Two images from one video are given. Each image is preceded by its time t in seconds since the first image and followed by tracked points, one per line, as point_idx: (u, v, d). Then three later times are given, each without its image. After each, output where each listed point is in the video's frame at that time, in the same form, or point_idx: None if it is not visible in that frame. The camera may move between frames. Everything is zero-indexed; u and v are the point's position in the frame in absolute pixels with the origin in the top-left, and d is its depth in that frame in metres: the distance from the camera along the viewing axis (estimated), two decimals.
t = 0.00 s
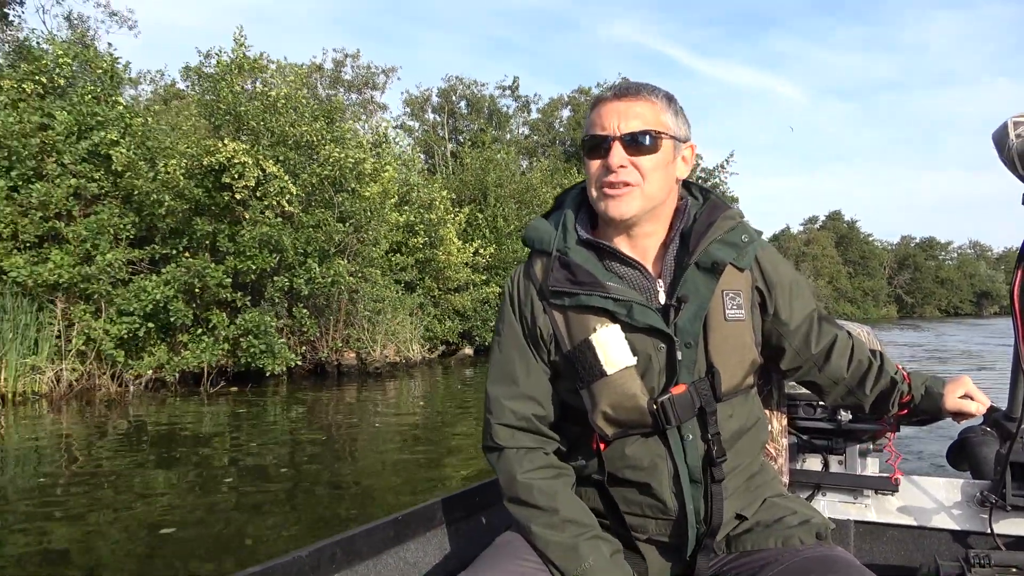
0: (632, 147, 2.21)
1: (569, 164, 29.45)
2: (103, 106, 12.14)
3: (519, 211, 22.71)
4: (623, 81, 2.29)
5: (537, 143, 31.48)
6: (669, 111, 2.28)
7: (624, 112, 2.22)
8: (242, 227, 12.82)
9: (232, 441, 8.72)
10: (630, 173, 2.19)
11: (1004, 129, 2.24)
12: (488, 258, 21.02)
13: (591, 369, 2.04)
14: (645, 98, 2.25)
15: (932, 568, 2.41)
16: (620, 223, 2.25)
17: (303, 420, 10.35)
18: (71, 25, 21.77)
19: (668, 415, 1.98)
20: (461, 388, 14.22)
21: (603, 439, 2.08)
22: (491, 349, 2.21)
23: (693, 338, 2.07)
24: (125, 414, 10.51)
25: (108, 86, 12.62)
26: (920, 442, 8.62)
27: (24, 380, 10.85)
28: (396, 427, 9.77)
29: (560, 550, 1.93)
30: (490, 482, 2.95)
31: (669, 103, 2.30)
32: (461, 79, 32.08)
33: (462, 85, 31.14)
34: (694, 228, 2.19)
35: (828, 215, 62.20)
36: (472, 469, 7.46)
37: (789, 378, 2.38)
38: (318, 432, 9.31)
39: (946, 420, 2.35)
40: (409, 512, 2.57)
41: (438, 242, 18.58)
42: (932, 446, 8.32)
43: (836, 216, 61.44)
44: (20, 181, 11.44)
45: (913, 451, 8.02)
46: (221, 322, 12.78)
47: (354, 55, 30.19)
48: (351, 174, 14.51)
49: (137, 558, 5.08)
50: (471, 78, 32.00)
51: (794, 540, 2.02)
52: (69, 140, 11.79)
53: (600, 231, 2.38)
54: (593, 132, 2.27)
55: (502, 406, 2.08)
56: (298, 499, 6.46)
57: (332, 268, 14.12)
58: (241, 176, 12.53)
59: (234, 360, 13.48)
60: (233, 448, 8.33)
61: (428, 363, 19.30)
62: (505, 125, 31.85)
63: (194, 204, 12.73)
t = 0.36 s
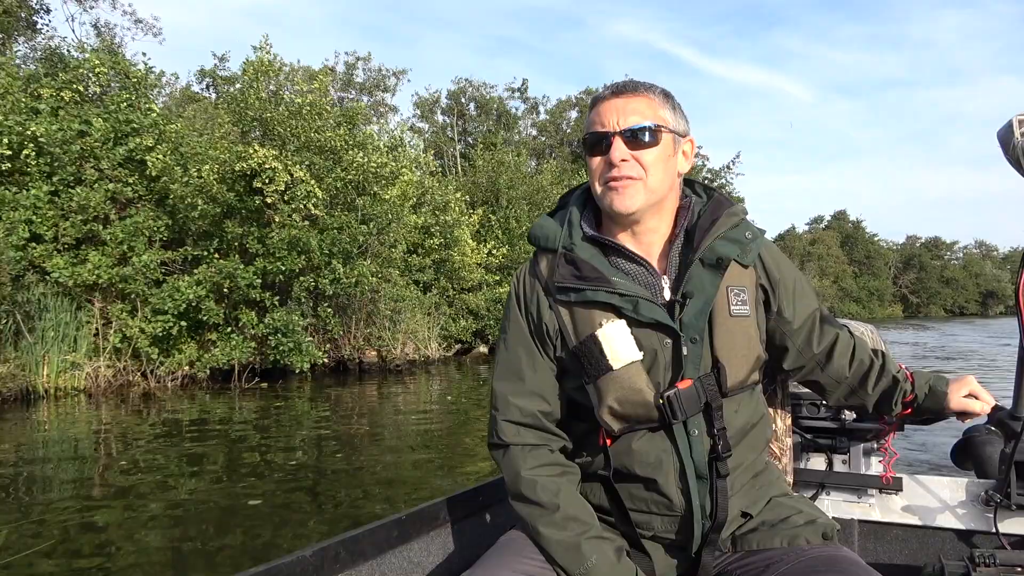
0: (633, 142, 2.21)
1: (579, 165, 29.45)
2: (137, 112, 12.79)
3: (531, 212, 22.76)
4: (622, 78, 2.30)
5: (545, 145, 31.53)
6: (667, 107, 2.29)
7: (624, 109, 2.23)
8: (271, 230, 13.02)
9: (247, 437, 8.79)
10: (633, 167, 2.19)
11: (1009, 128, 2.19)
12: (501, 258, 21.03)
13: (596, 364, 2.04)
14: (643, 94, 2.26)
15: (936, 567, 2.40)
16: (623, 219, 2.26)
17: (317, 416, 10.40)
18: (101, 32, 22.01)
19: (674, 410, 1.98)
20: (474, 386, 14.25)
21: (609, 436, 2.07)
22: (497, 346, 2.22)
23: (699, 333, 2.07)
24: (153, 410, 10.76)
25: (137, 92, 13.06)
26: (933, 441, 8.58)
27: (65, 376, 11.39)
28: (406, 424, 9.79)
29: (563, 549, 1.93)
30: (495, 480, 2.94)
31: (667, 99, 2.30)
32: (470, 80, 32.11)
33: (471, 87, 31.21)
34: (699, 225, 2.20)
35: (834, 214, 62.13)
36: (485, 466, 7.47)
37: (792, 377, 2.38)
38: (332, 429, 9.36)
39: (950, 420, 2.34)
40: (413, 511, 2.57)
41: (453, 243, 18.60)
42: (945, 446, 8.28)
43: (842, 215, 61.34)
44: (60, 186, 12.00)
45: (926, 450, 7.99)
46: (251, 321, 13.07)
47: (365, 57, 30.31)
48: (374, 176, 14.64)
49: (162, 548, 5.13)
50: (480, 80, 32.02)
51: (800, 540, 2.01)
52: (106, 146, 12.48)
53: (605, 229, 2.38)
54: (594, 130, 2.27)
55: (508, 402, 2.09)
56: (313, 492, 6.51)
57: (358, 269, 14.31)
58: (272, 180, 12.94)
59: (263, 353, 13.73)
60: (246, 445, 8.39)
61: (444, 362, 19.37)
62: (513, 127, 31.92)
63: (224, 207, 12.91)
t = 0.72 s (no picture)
0: (637, 141, 2.21)
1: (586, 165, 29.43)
2: (167, 119, 13.39)
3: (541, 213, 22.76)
4: (625, 79, 2.30)
5: (553, 145, 31.48)
6: (671, 106, 2.29)
7: (627, 109, 2.24)
8: (296, 232, 13.41)
9: (261, 433, 8.81)
10: (637, 166, 2.19)
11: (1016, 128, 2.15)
12: (514, 259, 21.02)
13: (603, 362, 2.04)
14: (646, 93, 2.26)
15: (940, 567, 2.40)
16: (628, 218, 2.26)
17: (331, 413, 10.43)
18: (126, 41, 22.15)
19: (681, 407, 1.98)
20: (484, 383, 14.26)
21: (615, 433, 2.07)
22: (504, 345, 2.22)
23: (705, 330, 2.07)
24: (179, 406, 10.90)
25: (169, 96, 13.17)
26: (945, 441, 8.55)
27: (101, 373, 11.74)
28: (418, 420, 9.82)
29: (569, 547, 1.93)
30: (499, 479, 2.95)
31: (670, 98, 2.30)
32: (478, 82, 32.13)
33: (479, 89, 31.26)
34: (705, 224, 2.20)
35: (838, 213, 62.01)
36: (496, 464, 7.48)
37: (795, 377, 2.38)
38: (343, 425, 9.38)
39: (954, 420, 2.34)
40: (416, 511, 2.58)
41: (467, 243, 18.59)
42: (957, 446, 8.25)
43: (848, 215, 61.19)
44: (96, 191, 12.51)
45: (937, 450, 7.96)
46: (277, 321, 13.47)
47: (375, 60, 30.37)
48: (395, 181, 14.62)
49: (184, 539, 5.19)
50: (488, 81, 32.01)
51: (806, 540, 2.00)
52: (139, 152, 13.02)
53: (611, 228, 2.39)
54: (599, 130, 2.27)
55: (514, 400, 2.09)
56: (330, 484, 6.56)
57: (380, 270, 14.47)
58: (299, 185, 13.20)
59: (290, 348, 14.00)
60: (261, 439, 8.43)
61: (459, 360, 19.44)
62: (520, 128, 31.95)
63: (255, 210, 13.34)
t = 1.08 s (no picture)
0: (641, 137, 2.20)
1: (591, 165, 29.40)
2: (194, 125, 13.32)
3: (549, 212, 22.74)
4: (633, 74, 2.29)
5: (557, 145, 31.37)
6: (676, 104, 2.28)
7: (633, 104, 2.22)
8: (319, 233, 13.56)
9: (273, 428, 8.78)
10: (640, 163, 2.18)
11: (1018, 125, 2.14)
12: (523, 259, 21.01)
13: (605, 359, 2.04)
14: (652, 90, 2.25)
15: (943, 565, 2.39)
16: (630, 213, 2.25)
17: (343, 409, 10.41)
18: (145, 47, 22.15)
19: (682, 404, 1.97)
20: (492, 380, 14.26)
21: (616, 429, 2.07)
22: (505, 341, 2.21)
23: (707, 327, 2.06)
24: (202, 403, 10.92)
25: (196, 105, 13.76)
26: (952, 439, 8.54)
27: (133, 371, 11.90)
28: (427, 416, 9.81)
29: (569, 543, 1.93)
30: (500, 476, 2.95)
31: (676, 97, 2.29)
32: (483, 83, 32.09)
33: (484, 89, 31.22)
34: (707, 221, 2.20)
35: (841, 211, 61.87)
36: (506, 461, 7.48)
37: (796, 375, 2.38)
38: (353, 421, 9.36)
39: (957, 417, 2.33)
40: (417, 507, 2.58)
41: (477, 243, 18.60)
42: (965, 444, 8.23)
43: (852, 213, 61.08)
44: (126, 196, 12.63)
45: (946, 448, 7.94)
46: (299, 320, 13.64)
47: (383, 62, 30.31)
48: (412, 184, 14.57)
49: (194, 531, 5.19)
50: (493, 82, 31.97)
51: (807, 537, 2.00)
52: (168, 157, 13.06)
53: (613, 225, 2.38)
54: (603, 124, 2.26)
55: (516, 396, 2.09)
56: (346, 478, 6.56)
57: (399, 270, 14.58)
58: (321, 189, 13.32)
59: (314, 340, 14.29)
60: (274, 435, 8.40)
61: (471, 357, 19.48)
62: (526, 128, 31.90)
63: (281, 214, 13.50)
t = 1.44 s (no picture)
0: (651, 137, 2.19)
1: (595, 165, 29.41)
2: (217, 127, 13.71)
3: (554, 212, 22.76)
4: (647, 74, 2.28)
5: (560, 146, 31.30)
6: (688, 108, 2.28)
7: (645, 104, 2.21)
8: (337, 232, 13.67)
9: (279, 423, 8.78)
10: (647, 163, 2.18)
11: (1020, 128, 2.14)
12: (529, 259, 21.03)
13: (604, 358, 2.03)
14: (666, 92, 2.24)
15: (939, 568, 2.39)
16: (633, 214, 2.24)
17: (349, 405, 10.40)
18: (163, 49, 22.11)
19: (680, 405, 1.97)
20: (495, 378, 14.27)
21: (615, 429, 2.06)
22: (504, 340, 2.21)
23: (706, 328, 2.06)
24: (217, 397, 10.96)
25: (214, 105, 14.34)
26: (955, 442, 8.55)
27: (156, 364, 12.34)
28: (432, 413, 9.81)
29: (566, 543, 1.92)
30: (498, 475, 2.95)
31: (688, 101, 2.29)
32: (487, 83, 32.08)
33: (489, 90, 31.20)
34: (708, 223, 2.19)
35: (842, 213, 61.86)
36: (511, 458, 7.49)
37: (794, 377, 2.38)
38: (357, 416, 9.35)
39: (955, 420, 2.32)
40: (415, 505, 2.58)
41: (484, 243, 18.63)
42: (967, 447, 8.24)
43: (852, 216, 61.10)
44: (152, 195, 13.10)
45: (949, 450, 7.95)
46: (317, 317, 13.77)
47: (390, 64, 30.32)
48: (426, 186, 14.60)
49: (195, 522, 5.20)
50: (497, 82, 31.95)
51: (804, 538, 2.00)
52: (191, 159, 13.50)
53: (615, 225, 2.38)
54: (613, 122, 2.25)
55: (514, 395, 2.08)
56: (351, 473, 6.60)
57: (413, 269, 14.64)
58: (340, 191, 13.38)
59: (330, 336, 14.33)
60: (281, 430, 8.39)
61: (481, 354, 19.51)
62: (530, 129, 31.88)
63: (300, 215, 13.64)
